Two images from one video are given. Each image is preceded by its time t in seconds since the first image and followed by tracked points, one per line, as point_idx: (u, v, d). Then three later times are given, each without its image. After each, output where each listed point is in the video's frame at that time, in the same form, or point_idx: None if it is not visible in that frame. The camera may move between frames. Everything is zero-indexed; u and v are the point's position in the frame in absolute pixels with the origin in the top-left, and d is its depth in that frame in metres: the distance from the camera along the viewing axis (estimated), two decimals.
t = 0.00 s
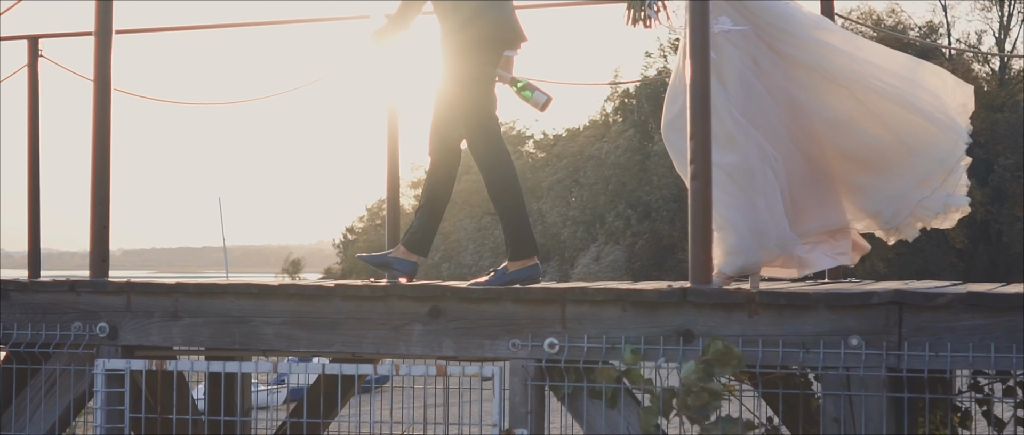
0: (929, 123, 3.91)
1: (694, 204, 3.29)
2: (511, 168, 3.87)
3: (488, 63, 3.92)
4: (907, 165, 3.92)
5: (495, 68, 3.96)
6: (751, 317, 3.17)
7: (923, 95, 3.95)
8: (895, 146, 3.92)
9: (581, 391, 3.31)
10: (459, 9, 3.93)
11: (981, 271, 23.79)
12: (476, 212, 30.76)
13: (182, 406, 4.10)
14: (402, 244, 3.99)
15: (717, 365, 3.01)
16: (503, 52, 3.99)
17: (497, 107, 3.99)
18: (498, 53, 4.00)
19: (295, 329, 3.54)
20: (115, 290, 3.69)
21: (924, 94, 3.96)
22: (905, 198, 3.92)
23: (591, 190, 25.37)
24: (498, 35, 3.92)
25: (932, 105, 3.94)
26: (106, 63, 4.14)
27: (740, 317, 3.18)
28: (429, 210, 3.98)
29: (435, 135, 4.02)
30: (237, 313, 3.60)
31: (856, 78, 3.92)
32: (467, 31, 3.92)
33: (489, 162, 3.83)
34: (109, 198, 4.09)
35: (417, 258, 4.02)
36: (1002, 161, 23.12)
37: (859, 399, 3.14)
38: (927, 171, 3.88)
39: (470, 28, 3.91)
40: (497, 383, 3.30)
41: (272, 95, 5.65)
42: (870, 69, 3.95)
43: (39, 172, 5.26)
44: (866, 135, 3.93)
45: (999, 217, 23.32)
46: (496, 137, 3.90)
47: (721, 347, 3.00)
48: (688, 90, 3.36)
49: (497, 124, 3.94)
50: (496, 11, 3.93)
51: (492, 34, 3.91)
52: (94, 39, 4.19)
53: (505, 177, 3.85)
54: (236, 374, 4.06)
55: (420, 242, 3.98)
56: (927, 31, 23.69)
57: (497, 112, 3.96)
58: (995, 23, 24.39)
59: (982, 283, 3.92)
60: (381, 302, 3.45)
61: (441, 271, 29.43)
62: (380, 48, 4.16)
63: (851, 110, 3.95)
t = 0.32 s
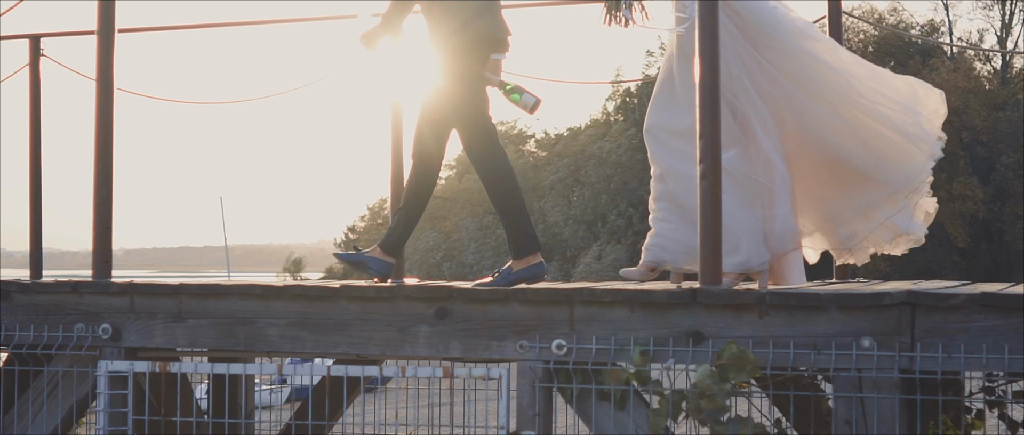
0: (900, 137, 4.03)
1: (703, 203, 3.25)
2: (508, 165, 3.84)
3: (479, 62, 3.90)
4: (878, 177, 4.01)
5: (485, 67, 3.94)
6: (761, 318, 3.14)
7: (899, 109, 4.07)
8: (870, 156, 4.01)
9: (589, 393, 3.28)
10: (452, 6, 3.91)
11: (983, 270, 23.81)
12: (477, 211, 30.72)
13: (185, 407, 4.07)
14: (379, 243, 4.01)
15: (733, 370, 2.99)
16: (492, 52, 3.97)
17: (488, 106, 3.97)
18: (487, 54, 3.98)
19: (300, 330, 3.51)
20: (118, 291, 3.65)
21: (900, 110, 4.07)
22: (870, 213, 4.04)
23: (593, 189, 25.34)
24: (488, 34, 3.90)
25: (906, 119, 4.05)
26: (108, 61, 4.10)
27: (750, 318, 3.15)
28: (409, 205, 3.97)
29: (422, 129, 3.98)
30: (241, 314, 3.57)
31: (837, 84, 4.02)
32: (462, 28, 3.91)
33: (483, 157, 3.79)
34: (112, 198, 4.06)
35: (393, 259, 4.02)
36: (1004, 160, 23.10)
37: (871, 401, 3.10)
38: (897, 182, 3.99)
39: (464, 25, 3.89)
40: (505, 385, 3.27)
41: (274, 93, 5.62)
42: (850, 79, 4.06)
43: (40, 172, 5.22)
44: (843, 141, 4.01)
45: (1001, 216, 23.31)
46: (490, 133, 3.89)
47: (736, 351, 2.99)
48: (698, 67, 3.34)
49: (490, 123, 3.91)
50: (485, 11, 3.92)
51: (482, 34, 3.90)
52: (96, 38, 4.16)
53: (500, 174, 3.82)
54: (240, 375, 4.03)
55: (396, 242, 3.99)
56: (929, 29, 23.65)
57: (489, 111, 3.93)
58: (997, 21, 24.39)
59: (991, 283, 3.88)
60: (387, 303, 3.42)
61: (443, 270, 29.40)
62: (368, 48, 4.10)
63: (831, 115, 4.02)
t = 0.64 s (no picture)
0: (884, 153, 3.81)
1: (716, 203, 3.22)
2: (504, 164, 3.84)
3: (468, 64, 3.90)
4: (861, 190, 3.76)
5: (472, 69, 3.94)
6: (774, 319, 3.10)
7: (887, 121, 3.82)
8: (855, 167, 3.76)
9: (599, 395, 3.24)
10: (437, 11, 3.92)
11: (988, 269, 23.76)
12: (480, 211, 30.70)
13: (191, 408, 4.05)
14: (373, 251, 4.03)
15: (755, 375, 2.91)
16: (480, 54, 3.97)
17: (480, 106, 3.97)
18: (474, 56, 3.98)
19: (307, 331, 3.48)
20: (123, 292, 3.62)
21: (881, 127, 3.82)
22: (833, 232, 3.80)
23: (597, 189, 25.29)
24: (473, 35, 3.90)
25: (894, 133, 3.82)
26: (112, 60, 4.07)
27: (763, 318, 3.11)
28: (400, 209, 4.04)
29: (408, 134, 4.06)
30: (247, 315, 3.53)
31: (821, 92, 3.78)
32: (448, 32, 3.93)
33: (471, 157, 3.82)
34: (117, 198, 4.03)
35: (393, 262, 4.05)
36: (1009, 160, 23.01)
37: (885, 403, 3.06)
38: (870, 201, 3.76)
39: (450, 30, 3.90)
40: (515, 386, 3.23)
41: (278, 94, 5.61)
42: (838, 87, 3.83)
43: (44, 171, 5.20)
44: (829, 150, 3.77)
45: (1006, 216, 23.26)
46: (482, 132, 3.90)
47: (762, 358, 2.91)
48: (710, 64, 3.30)
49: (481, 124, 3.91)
50: (470, 12, 3.92)
51: (468, 36, 3.90)
52: (101, 37, 4.13)
53: (496, 174, 3.82)
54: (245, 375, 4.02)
55: (389, 249, 4.02)
56: (934, 29, 23.59)
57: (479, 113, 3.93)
58: (1002, 20, 24.34)
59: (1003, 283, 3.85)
60: (395, 304, 3.38)
61: (446, 270, 29.38)
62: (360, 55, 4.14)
63: (818, 124, 3.78)
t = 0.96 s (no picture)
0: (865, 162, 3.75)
1: (730, 200, 3.18)
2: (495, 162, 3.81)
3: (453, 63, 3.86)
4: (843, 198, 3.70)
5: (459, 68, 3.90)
6: (790, 317, 3.06)
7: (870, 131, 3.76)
8: (837, 177, 3.68)
9: (613, 394, 3.21)
10: (423, 11, 3.88)
11: (995, 268, 23.70)
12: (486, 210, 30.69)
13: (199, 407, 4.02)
14: (376, 252, 4.03)
15: (773, 379, 2.88)
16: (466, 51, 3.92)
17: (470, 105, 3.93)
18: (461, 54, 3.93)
19: (316, 329, 3.44)
20: (130, 290, 3.59)
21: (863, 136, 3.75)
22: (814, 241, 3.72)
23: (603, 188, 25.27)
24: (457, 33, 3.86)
25: (877, 145, 3.75)
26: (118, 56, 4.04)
27: (779, 316, 3.08)
28: (398, 208, 4.06)
29: (397, 131, 4.08)
30: (256, 313, 3.50)
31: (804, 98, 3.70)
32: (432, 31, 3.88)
33: (462, 155, 3.83)
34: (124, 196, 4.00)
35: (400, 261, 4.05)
36: (1016, 159, 22.93)
37: (902, 402, 3.02)
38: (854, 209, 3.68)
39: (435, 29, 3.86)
40: (527, 385, 3.19)
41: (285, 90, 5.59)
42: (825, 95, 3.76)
43: (51, 170, 5.17)
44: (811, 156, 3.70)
45: (1013, 215, 23.20)
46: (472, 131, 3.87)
47: (780, 362, 2.87)
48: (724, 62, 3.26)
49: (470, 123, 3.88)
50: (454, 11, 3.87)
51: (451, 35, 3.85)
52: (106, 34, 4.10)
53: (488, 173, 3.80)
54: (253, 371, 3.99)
55: (393, 247, 4.03)
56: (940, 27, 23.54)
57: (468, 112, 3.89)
58: (1008, 19, 24.28)
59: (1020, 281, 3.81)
60: (406, 302, 3.35)
61: (452, 269, 29.37)
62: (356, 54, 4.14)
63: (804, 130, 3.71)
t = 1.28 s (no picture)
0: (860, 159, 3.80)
1: (755, 192, 3.13)
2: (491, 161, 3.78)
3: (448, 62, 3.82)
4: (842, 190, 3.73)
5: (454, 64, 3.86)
6: (816, 311, 3.02)
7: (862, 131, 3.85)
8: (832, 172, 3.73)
9: (637, 390, 3.16)
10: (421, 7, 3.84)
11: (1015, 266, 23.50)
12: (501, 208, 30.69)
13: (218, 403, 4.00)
14: (393, 248, 4.00)
15: (803, 371, 2.84)
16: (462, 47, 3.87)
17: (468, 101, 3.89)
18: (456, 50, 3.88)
19: (336, 324, 3.42)
20: (148, 284, 3.57)
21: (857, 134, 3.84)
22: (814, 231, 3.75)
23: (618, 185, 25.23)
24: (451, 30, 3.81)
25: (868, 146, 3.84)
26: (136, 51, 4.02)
27: (805, 311, 3.03)
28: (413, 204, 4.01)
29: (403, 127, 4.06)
30: (275, 308, 3.47)
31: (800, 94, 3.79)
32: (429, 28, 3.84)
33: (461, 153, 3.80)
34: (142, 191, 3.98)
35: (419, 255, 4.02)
36: None
37: (932, 397, 2.96)
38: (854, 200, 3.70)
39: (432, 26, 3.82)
40: (549, 381, 3.15)
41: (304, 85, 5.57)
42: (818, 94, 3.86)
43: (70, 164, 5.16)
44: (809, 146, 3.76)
45: None
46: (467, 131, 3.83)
47: (810, 353, 2.83)
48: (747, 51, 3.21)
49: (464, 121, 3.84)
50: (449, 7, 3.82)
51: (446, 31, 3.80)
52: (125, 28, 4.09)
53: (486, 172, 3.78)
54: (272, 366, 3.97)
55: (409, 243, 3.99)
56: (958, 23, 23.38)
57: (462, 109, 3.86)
58: None
59: None
60: (426, 297, 3.31)
61: (467, 267, 29.39)
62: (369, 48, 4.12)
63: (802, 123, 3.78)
